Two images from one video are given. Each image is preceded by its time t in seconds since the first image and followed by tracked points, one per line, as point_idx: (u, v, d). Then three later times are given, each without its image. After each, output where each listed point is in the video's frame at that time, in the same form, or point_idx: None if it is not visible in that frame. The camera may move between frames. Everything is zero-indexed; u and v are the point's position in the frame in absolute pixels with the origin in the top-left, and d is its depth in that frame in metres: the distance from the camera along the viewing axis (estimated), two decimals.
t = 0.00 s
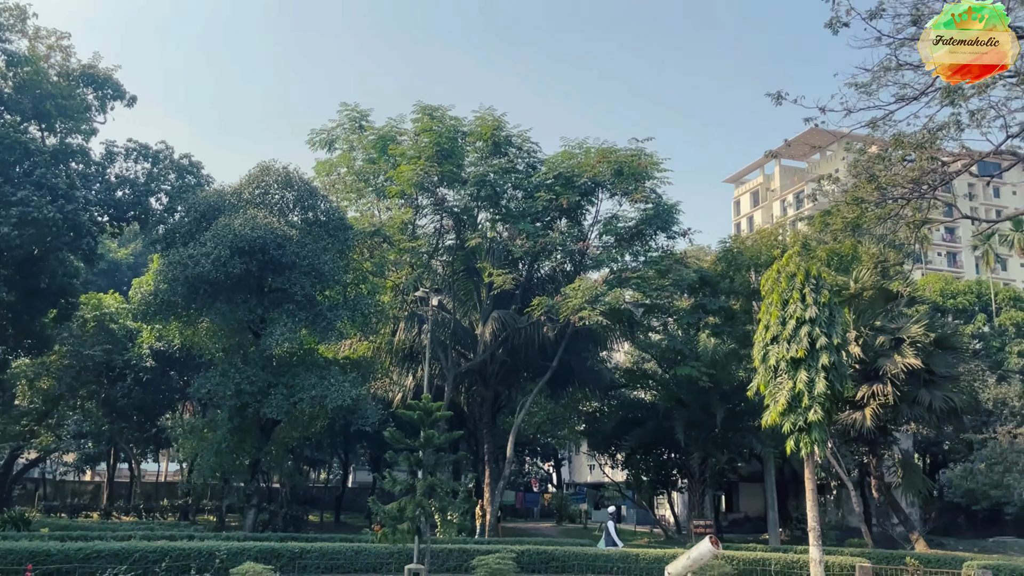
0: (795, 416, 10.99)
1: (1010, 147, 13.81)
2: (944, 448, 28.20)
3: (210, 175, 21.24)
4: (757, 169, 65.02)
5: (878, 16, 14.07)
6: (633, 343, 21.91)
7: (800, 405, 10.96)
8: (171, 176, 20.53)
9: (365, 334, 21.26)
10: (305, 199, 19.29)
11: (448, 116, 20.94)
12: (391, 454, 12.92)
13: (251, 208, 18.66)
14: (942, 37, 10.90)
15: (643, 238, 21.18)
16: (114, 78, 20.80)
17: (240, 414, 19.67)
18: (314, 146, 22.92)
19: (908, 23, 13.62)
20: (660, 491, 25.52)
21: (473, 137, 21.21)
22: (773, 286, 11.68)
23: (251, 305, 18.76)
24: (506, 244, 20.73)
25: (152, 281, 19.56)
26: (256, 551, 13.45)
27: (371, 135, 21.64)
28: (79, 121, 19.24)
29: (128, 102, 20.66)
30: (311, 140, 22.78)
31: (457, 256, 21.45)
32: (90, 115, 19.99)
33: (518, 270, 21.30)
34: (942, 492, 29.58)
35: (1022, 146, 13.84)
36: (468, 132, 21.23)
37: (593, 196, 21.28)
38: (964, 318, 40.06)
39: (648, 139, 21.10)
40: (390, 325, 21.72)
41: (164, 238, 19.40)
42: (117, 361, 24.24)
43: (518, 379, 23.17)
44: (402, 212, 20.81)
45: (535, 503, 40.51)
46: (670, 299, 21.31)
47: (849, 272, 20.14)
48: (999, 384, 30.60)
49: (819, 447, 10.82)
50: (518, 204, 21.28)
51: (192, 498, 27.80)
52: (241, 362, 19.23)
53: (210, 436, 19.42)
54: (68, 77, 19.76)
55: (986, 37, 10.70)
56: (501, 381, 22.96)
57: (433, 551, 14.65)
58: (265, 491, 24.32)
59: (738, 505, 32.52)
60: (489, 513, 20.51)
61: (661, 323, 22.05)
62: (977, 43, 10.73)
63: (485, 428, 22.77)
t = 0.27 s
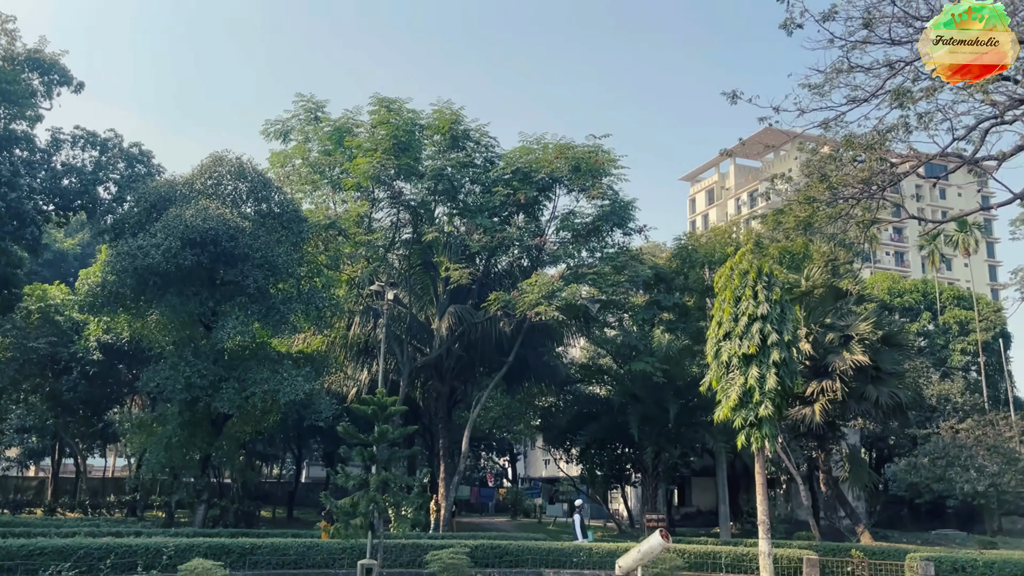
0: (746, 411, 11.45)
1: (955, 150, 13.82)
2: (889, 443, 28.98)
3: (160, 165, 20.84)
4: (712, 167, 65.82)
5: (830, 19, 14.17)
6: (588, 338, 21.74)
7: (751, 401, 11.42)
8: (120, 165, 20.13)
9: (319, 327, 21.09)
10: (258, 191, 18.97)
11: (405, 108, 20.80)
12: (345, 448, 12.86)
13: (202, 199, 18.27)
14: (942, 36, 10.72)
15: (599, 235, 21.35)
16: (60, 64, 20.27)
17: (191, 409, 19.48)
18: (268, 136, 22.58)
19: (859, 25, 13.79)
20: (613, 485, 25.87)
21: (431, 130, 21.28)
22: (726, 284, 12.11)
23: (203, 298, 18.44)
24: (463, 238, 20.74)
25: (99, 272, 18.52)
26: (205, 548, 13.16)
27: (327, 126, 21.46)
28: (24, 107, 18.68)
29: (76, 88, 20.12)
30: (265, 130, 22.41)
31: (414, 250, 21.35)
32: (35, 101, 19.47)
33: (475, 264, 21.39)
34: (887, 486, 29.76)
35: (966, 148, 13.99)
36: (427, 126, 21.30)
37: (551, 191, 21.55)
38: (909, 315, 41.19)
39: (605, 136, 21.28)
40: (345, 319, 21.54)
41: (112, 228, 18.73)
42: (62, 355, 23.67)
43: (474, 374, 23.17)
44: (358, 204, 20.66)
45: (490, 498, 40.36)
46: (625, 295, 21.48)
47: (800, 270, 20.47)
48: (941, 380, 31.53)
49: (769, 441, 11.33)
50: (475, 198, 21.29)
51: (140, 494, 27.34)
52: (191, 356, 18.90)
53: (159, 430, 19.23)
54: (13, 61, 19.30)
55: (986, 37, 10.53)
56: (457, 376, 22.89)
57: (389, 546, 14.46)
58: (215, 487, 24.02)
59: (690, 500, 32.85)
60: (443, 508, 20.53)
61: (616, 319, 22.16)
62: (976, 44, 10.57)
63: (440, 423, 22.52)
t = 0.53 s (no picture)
0: (698, 405, 11.83)
1: (900, 150, 14.13)
2: (835, 436, 29.74)
3: (108, 153, 20.33)
4: (666, 164, 66.66)
5: (783, 19, 14.42)
6: (543, 332, 22.19)
7: (703, 395, 11.81)
8: (65, 151, 19.60)
9: (271, 320, 20.77)
10: (209, 180, 18.62)
11: (361, 99, 20.70)
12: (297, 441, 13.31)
13: (151, 187, 17.82)
14: (944, 37, 11.26)
15: (555, 229, 21.52)
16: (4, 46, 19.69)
17: (138, 402, 19.25)
18: (220, 125, 22.20)
19: (811, 26, 14.04)
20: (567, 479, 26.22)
21: (387, 122, 21.15)
22: (679, 279, 12.51)
23: (151, 289, 18.00)
24: (418, 231, 20.69)
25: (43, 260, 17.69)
26: (152, 543, 12.95)
27: (281, 116, 21.27)
28: None
29: (20, 71, 19.52)
30: (216, 119, 22.05)
31: (368, 242, 21.21)
32: None
33: (431, 258, 21.37)
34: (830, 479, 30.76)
35: (912, 149, 14.29)
36: (382, 117, 21.22)
37: (507, 185, 21.59)
38: (856, 312, 42.25)
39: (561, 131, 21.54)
40: (297, 311, 21.38)
41: (55, 217, 17.92)
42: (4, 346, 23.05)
43: (429, 368, 23.33)
44: (312, 195, 20.64)
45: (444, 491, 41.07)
46: (580, 290, 21.66)
47: (752, 266, 20.87)
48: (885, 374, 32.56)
49: (719, 434, 11.73)
50: (431, 191, 21.29)
51: (85, 489, 26.80)
52: (139, 348, 18.53)
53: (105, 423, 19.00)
54: None
55: (986, 37, 10.98)
56: (411, 369, 23.07)
57: (341, 541, 14.27)
58: (163, 481, 23.68)
59: (642, 493, 33.25)
60: (396, 502, 20.36)
61: (571, 313, 22.31)
62: (976, 44, 11.06)
63: (395, 415, 22.83)
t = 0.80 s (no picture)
0: (649, 398, 11.94)
1: (848, 149, 14.44)
2: (783, 428, 30.26)
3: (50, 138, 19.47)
4: (621, 159, 67.25)
5: (737, 16, 14.78)
6: (498, 325, 22.14)
7: (654, 387, 11.93)
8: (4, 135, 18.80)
9: (220, 312, 20.42)
10: (157, 167, 18.25)
11: (315, 88, 20.55)
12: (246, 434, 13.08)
13: (96, 174, 17.41)
14: (943, 36, 11.40)
15: (511, 222, 21.83)
16: None
17: (82, 394, 18.80)
18: (169, 111, 21.78)
19: (763, 24, 14.26)
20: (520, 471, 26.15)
21: (341, 111, 21.09)
22: (632, 273, 12.66)
23: (96, 279, 17.60)
24: (372, 222, 20.59)
25: None
26: (94, 538, 12.91)
27: (232, 104, 20.92)
28: None
29: None
30: (165, 106, 21.68)
31: (320, 233, 20.88)
32: None
33: (385, 249, 21.14)
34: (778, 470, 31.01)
35: (858, 148, 14.62)
36: (336, 106, 21.12)
37: (462, 177, 21.72)
38: (805, 307, 43.24)
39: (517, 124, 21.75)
40: (248, 303, 20.87)
41: None
42: None
43: (382, 360, 23.21)
44: (263, 185, 20.30)
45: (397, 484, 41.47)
46: (535, 283, 21.75)
47: (703, 261, 21.15)
48: (831, 369, 33.55)
49: (669, 426, 11.86)
50: (385, 181, 21.27)
51: (25, 484, 26.11)
52: (83, 339, 18.06)
53: (45, 416, 18.32)
54: None
55: (985, 37, 11.14)
56: (364, 362, 22.96)
57: (291, 534, 14.34)
58: (107, 476, 23.19)
59: (594, 485, 33.90)
60: (347, 495, 20.32)
61: (526, 306, 22.40)
62: (976, 44, 11.22)
63: (347, 409, 22.60)
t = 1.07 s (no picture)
0: (603, 390, 13.47)
1: (799, 146, 14.62)
2: (733, 420, 30.43)
3: None
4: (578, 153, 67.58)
5: (693, 12, 14.85)
6: (453, 318, 22.19)
7: (608, 379, 13.44)
8: None
9: (169, 302, 20.14)
10: (104, 154, 17.74)
11: (268, 76, 20.23)
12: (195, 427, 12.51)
13: (39, 160, 16.85)
14: (942, 36, 11.88)
15: (467, 214, 21.77)
16: None
17: (22, 386, 18.26)
18: (115, 95, 21.26)
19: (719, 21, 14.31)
20: (474, 463, 26.07)
21: (294, 99, 20.76)
22: (587, 266, 14.23)
23: (39, 268, 17.15)
24: (326, 212, 20.40)
25: None
26: (38, 531, 13.01)
27: (182, 89, 20.49)
28: None
29: None
30: (113, 91, 21.22)
31: (273, 223, 20.77)
32: None
33: (338, 240, 20.92)
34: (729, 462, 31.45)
35: (809, 145, 14.80)
36: (290, 94, 20.76)
37: (418, 168, 21.62)
38: (756, 301, 44.02)
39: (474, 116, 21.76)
40: (197, 293, 20.76)
41: None
42: None
43: (335, 352, 23.23)
44: (214, 173, 20.07)
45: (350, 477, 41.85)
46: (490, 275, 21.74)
47: (656, 255, 21.34)
48: (780, 362, 34.29)
49: (621, 417, 13.42)
50: (340, 171, 21.02)
51: None
52: (26, 329, 17.36)
53: None
54: None
55: (985, 37, 11.70)
56: (317, 354, 22.69)
57: (240, 529, 15.09)
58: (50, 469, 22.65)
59: (548, 476, 33.93)
60: (300, 488, 20.37)
61: (481, 299, 22.37)
62: (976, 44, 11.76)
63: (299, 401, 22.53)
